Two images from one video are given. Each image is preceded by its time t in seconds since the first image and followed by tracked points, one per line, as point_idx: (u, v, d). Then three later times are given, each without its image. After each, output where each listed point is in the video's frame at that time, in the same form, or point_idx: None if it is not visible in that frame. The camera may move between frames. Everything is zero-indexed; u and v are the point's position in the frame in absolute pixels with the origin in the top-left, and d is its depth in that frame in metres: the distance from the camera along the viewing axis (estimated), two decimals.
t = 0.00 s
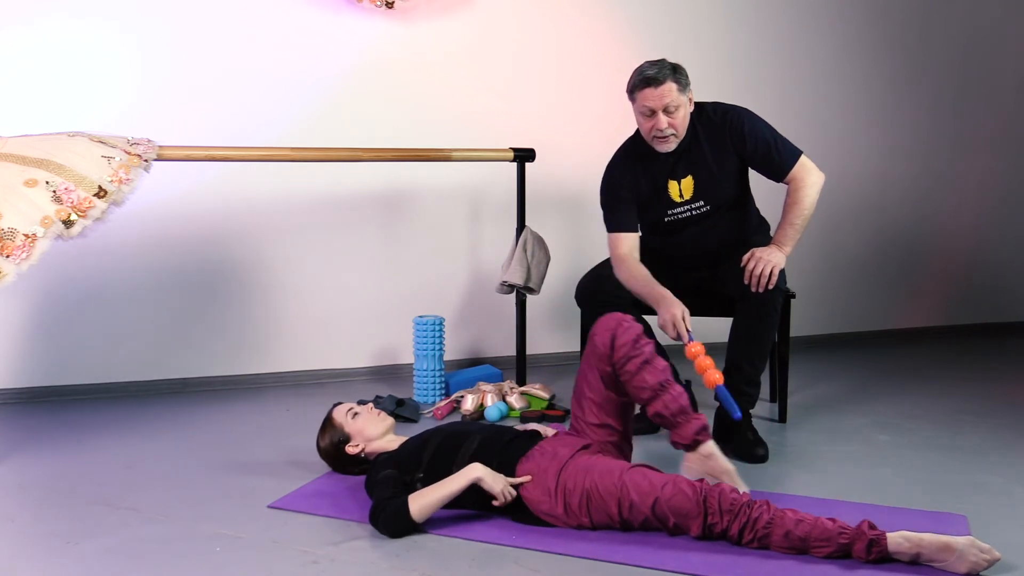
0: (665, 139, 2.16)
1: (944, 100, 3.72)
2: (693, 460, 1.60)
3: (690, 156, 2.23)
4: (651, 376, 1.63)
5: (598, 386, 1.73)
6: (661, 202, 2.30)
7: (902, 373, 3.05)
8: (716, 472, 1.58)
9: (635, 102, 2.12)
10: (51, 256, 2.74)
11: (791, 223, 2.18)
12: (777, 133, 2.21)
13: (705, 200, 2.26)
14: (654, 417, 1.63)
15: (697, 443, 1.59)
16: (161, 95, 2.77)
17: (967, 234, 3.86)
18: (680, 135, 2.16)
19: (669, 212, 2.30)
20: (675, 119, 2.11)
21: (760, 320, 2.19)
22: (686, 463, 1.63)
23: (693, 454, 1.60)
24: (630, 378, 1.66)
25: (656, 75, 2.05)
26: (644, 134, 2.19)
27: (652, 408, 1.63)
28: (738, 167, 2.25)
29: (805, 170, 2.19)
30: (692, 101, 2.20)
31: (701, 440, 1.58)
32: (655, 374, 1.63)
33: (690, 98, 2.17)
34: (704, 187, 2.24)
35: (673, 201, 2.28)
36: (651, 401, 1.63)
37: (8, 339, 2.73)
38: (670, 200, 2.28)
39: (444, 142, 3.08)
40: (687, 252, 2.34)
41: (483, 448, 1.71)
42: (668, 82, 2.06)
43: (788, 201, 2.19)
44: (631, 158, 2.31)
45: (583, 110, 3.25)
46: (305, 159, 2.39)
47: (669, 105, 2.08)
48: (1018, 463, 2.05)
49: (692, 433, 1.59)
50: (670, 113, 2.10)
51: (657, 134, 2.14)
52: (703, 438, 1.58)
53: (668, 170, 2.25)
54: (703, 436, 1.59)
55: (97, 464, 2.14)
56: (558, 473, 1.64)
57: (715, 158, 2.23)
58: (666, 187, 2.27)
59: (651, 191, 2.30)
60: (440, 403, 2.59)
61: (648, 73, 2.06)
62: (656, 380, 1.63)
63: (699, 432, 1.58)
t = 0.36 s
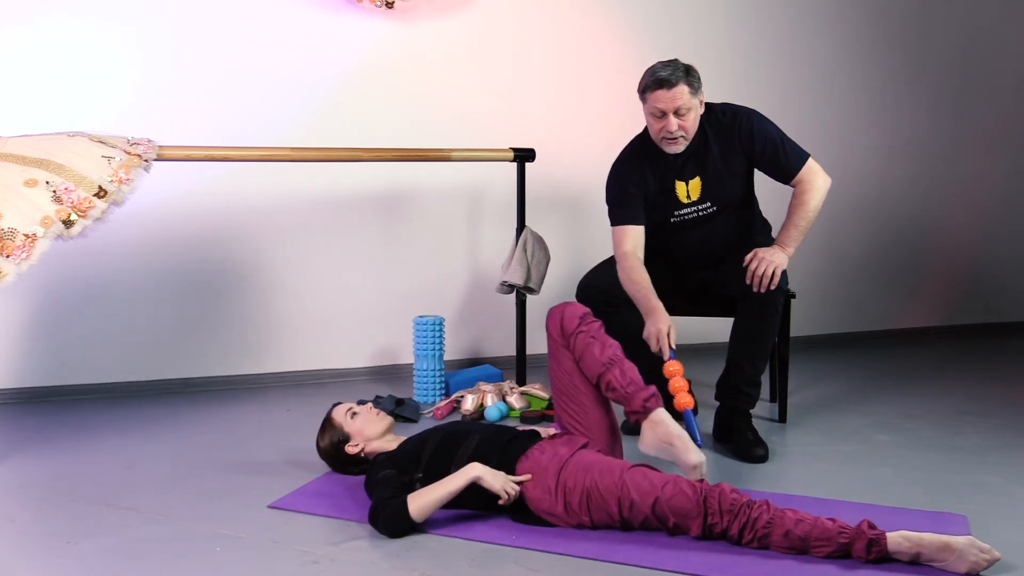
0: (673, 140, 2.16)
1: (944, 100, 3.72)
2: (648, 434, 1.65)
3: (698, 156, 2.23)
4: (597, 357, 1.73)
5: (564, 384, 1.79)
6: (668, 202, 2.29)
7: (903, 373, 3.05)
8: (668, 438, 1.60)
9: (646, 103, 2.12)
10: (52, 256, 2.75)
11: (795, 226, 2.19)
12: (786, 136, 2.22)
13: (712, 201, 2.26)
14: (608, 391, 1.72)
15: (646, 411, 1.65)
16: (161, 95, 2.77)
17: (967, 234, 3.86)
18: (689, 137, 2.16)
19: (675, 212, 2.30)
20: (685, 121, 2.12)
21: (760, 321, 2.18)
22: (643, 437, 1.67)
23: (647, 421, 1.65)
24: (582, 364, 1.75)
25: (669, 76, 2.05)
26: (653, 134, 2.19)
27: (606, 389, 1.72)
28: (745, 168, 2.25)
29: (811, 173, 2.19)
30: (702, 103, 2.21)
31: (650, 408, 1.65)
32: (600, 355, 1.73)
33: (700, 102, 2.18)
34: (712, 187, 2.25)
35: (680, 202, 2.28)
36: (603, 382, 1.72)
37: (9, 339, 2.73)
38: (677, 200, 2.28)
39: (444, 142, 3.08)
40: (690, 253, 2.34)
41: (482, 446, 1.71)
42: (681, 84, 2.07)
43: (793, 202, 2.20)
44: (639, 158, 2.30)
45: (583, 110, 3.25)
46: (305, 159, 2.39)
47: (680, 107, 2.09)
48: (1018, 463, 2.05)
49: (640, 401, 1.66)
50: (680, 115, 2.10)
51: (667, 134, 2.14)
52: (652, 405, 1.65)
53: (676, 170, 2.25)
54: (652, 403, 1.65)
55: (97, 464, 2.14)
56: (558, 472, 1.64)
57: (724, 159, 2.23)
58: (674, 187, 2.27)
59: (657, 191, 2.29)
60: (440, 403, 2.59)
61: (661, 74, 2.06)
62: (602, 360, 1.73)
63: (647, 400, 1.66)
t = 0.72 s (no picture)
0: (676, 128, 2.19)
1: (944, 100, 3.72)
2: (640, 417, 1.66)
3: (699, 148, 2.25)
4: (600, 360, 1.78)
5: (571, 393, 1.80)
6: (666, 191, 2.31)
7: (902, 373, 3.05)
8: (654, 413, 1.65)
9: (651, 90, 2.17)
10: (52, 256, 2.74)
11: (795, 224, 2.19)
12: (789, 135, 2.22)
13: (710, 194, 2.26)
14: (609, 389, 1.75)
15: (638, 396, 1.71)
16: (161, 95, 2.77)
17: (967, 234, 3.86)
18: (691, 126, 2.20)
19: (674, 202, 2.30)
20: (688, 109, 2.15)
21: (760, 321, 2.18)
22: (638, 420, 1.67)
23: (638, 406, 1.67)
24: (587, 369, 1.79)
25: (674, 64, 2.09)
26: (656, 122, 2.22)
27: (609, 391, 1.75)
28: (747, 164, 2.25)
29: (810, 174, 2.19)
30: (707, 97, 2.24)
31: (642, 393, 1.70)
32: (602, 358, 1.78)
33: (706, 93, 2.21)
34: (711, 180, 2.25)
35: (678, 191, 2.29)
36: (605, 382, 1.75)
37: (9, 339, 2.73)
38: (676, 190, 2.29)
39: (444, 143, 3.08)
40: (689, 248, 2.35)
41: (482, 446, 1.71)
42: (685, 72, 2.10)
43: (793, 202, 2.20)
44: (643, 144, 2.34)
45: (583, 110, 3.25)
46: (305, 159, 2.39)
47: (684, 94, 2.12)
48: (1017, 462, 2.05)
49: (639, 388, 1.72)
50: (684, 103, 2.14)
51: (669, 122, 2.17)
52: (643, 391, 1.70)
53: (677, 159, 2.27)
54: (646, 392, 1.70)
55: (97, 464, 2.14)
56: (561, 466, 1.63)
57: (725, 152, 2.23)
58: (673, 177, 2.28)
59: (657, 180, 2.31)
60: (440, 403, 2.58)
61: (666, 61, 2.10)
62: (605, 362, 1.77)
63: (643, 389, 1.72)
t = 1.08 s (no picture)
0: (677, 121, 2.19)
1: (944, 100, 3.73)
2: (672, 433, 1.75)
3: (696, 138, 2.26)
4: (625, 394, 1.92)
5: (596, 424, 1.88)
6: (662, 180, 2.32)
7: (902, 373, 3.05)
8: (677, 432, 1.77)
9: (653, 82, 2.17)
10: (52, 256, 2.74)
11: (794, 222, 2.18)
12: (787, 133, 2.23)
13: (705, 183, 2.27)
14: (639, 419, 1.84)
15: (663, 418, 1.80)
16: (161, 95, 2.77)
17: (967, 234, 3.86)
18: (692, 118, 2.20)
19: (669, 190, 2.32)
20: (689, 102, 2.15)
21: (760, 321, 2.18)
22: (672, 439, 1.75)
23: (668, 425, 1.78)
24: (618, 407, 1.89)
25: (676, 56, 2.10)
26: (657, 114, 2.22)
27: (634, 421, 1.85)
28: (745, 158, 2.26)
29: (804, 172, 2.19)
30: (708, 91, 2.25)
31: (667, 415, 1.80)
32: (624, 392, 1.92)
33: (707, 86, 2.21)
34: (707, 170, 2.26)
35: (674, 180, 2.30)
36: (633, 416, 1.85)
37: (8, 339, 2.73)
38: (671, 178, 2.31)
39: (444, 143, 3.08)
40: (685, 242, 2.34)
41: (482, 446, 1.72)
42: (687, 65, 2.11)
43: (788, 201, 2.20)
44: (642, 135, 2.37)
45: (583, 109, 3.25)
46: (305, 159, 2.39)
47: (685, 87, 2.12)
48: (1017, 463, 2.05)
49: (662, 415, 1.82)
50: (685, 96, 2.14)
51: (670, 114, 2.18)
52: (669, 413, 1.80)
53: (674, 148, 2.29)
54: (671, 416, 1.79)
55: (97, 464, 2.14)
56: (561, 466, 1.64)
57: (722, 143, 2.25)
58: (669, 165, 2.30)
59: (654, 168, 2.33)
60: (440, 403, 2.58)
61: (669, 53, 2.10)
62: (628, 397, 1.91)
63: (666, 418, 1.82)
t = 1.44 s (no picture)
0: (681, 117, 2.20)
1: (944, 100, 3.72)
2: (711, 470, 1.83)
3: (701, 138, 2.27)
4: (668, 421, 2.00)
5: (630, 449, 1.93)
6: (666, 179, 2.32)
7: (902, 373, 3.05)
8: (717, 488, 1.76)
9: (658, 79, 2.17)
10: (52, 256, 2.75)
11: (794, 223, 2.18)
12: (789, 133, 2.23)
13: (709, 182, 2.27)
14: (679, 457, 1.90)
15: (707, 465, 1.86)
16: (162, 95, 2.77)
17: (967, 234, 3.86)
18: (697, 116, 2.20)
19: (673, 189, 2.32)
20: (694, 99, 2.15)
21: (760, 321, 2.18)
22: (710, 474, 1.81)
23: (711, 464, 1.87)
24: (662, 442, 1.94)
25: (682, 54, 2.09)
26: (662, 110, 2.23)
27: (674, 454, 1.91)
28: (748, 158, 2.26)
29: (804, 172, 2.19)
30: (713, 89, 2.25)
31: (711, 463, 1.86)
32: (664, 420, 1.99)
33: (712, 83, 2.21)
34: (711, 169, 2.26)
35: (678, 179, 2.30)
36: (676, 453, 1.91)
37: (9, 339, 2.73)
38: (676, 177, 2.31)
39: (444, 143, 3.08)
40: (687, 240, 2.35)
41: (483, 446, 1.72)
42: (692, 63, 2.10)
43: (788, 201, 2.20)
44: (647, 133, 2.37)
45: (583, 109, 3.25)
46: (305, 159, 2.39)
47: (690, 85, 2.12)
48: (1017, 463, 2.05)
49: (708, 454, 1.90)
50: (690, 93, 2.14)
51: (675, 111, 2.18)
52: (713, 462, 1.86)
53: (678, 147, 2.29)
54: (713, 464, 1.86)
55: (97, 464, 2.14)
56: (562, 466, 1.65)
57: (726, 142, 2.25)
58: (674, 164, 2.30)
59: (658, 167, 2.33)
60: (440, 403, 2.58)
61: (675, 50, 2.10)
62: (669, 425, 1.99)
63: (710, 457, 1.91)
